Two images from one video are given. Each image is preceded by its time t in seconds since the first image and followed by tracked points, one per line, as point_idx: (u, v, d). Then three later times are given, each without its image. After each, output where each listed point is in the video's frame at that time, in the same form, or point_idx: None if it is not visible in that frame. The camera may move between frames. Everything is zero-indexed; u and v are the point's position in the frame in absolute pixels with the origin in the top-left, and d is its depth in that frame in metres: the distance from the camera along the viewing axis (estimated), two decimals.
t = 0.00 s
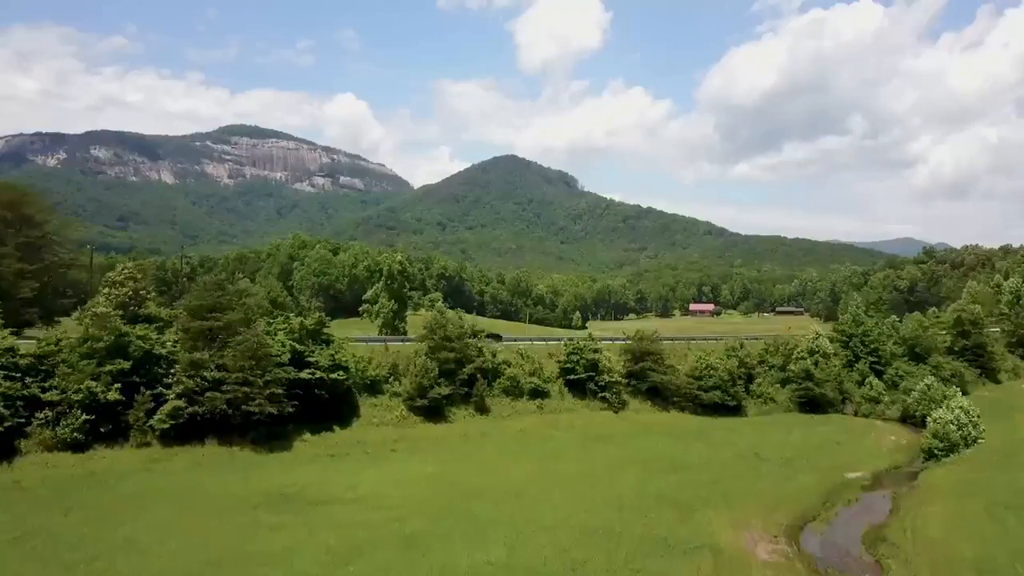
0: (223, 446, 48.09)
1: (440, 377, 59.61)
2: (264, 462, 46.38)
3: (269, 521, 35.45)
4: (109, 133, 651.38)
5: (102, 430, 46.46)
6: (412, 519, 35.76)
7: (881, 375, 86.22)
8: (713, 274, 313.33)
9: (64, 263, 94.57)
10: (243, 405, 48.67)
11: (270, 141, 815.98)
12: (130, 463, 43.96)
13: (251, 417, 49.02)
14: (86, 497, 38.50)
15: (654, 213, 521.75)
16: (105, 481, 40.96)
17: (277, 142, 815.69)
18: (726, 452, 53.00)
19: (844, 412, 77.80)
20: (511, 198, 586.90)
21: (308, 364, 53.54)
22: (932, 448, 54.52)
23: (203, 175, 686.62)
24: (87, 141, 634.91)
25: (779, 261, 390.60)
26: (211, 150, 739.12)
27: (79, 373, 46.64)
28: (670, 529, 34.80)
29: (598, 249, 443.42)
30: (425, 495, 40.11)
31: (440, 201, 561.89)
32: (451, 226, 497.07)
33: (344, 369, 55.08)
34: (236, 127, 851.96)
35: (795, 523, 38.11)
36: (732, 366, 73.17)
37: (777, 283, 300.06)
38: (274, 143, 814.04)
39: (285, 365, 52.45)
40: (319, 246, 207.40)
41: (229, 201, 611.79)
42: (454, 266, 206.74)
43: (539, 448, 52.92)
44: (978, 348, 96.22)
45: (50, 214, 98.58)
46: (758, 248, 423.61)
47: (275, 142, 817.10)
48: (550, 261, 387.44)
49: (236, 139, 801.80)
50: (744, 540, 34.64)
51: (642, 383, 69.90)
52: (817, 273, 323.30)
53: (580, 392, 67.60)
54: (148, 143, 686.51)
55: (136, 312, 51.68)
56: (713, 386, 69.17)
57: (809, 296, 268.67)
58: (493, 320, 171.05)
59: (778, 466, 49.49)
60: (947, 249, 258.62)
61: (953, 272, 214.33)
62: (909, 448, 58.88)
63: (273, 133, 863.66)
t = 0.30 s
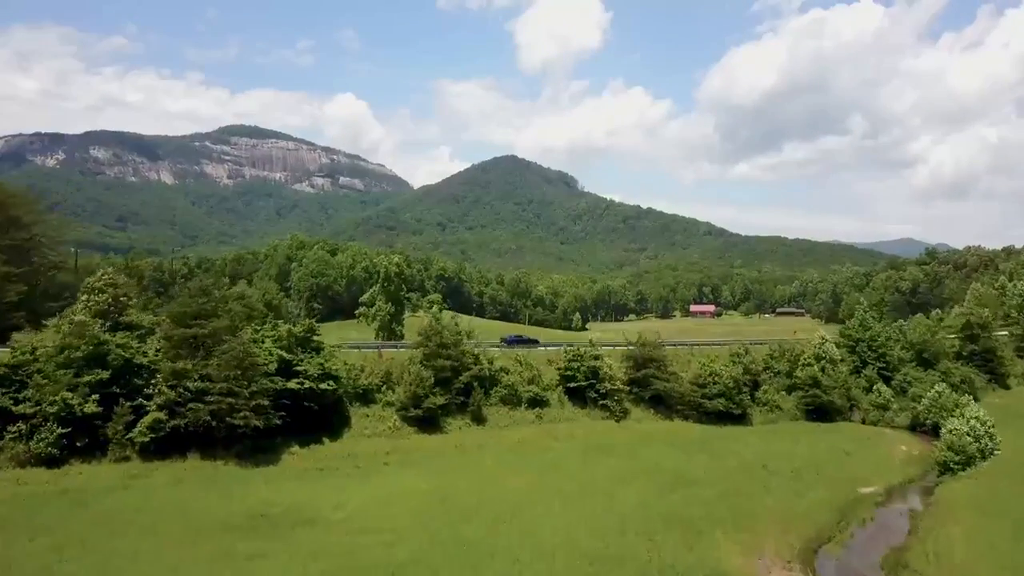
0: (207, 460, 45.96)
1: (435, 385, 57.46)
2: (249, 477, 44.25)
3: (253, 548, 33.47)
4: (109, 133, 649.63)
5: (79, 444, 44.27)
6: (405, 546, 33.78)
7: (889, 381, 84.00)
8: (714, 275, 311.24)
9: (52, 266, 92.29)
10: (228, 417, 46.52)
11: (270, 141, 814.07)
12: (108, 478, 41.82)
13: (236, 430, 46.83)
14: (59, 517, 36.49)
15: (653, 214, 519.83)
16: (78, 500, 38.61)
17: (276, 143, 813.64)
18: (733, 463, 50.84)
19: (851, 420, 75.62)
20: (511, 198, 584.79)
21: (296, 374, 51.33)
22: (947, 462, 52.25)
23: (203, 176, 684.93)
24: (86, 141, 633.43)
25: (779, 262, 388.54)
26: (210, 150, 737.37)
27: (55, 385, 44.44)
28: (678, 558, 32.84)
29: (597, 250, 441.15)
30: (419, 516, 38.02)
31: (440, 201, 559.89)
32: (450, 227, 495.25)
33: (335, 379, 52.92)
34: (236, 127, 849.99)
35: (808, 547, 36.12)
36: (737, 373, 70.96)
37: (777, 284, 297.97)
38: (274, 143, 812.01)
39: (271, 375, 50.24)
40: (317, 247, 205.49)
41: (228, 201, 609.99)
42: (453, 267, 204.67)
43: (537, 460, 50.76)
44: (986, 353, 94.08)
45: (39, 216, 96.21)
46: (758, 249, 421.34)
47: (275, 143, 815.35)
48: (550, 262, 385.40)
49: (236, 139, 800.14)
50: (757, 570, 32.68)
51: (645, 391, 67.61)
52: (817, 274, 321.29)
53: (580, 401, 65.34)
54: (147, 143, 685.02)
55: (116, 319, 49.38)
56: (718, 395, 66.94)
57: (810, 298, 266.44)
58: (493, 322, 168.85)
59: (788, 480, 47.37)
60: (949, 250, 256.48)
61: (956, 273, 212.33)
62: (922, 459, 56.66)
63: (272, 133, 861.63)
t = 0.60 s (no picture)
0: (185, 478, 43.50)
1: (428, 396, 54.95)
2: (229, 496, 41.72)
3: None
4: (108, 133, 647.93)
5: (49, 462, 41.75)
6: None
7: (898, 389, 81.50)
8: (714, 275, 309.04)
9: (38, 269, 89.63)
10: (208, 432, 44.04)
11: (269, 142, 812.15)
12: (77, 498, 39.26)
13: (216, 446, 44.33)
14: (22, 544, 33.97)
15: (653, 214, 517.53)
16: (42, 523, 35.99)
17: (275, 143, 811.11)
18: (740, 479, 48.38)
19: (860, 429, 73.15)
20: (510, 199, 582.55)
21: (282, 386, 48.80)
22: (966, 478, 49.73)
23: (202, 176, 683.00)
24: (84, 142, 631.37)
25: (780, 263, 386.30)
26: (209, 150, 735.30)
27: (23, 399, 41.91)
28: None
29: (597, 251, 439.13)
30: (407, 544, 35.51)
31: (439, 201, 557.75)
32: (450, 227, 493.21)
33: (322, 390, 50.43)
34: (235, 127, 847.58)
35: None
36: (743, 381, 68.47)
37: (778, 285, 295.75)
38: (272, 143, 809.48)
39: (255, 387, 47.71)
40: (314, 248, 203.28)
41: (227, 201, 607.90)
42: (452, 268, 202.32)
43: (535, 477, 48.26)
44: (997, 359, 91.56)
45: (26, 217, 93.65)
46: (758, 250, 419.06)
47: (274, 143, 813.49)
48: (550, 263, 383.37)
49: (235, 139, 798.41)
50: None
51: (647, 400, 65.11)
52: (818, 275, 318.99)
53: (580, 411, 62.87)
54: (146, 143, 683.29)
55: (91, 328, 46.78)
56: (723, 404, 64.50)
57: (811, 299, 264.11)
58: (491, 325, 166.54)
59: (799, 498, 44.90)
60: (951, 251, 254.10)
61: (960, 275, 209.99)
62: (937, 474, 54.24)
63: (271, 133, 859.18)
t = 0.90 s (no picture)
0: (163, 494, 41.31)
1: (421, 406, 52.73)
2: (209, 514, 39.45)
3: None
4: (106, 133, 645.92)
5: (18, 479, 39.46)
6: None
7: (906, 396, 79.37)
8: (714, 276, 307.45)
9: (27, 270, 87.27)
10: (187, 447, 41.73)
11: (268, 141, 810.02)
12: (46, 518, 36.91)
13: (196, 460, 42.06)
14: None
15: (652, 215, 515.51)
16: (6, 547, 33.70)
17: (274, 143, 808.89)
18: (748, 495, 46.24)
19: (868, 438, 71.03)
20: (509, 199, 580.83)
21: (266, 396, 46.47)
22: (983, 493, 47.69)
23: (200, 176, 681.43)
24: (82, 142, 629.42)
25: (779, 263, 384.59)
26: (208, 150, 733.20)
27: None
28: None
29: (596, 251, 437.34)
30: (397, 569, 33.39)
31: (438, 202, 555.94)
32: (448, 227, 491.40)
33: (310, 401, 48.10)
34: (233, 127, 845.36)
35: None
36: (748, 389, 66.28)
37: (777, 285, 293.81)
38: (271, 143, 807.27)
39: (238, 398, 45.35)
40: (312, 248, 201.41)
41: (226, 201, 606.10)
42: (451, 269, 200.13)
43: (533, 491, 46.10)
44: (1006, 364, 89.46)
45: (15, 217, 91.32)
46: (757, 250, 417.30)
47: (273, 143, 811.43)
48: (549, 263, 381.53)
49: (234, 139, 796.30)
50: None
51: (649, 408, 62.92)
52: (818, 275, 317.11)
53: (580, 420, 60.68)
54: (145, 143, 681.48)
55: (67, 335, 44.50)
56: (727, 413, 62.39)
57: (810, 300, 262.18)
58: (490, 326, 164.61)
59: (811, 517, 42.80)
60: (952, 252, 252.19)
61: (961, 276, 208.06)
62: (952, 487, 52.19)
63: (269, 132, 856.84)
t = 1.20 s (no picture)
0: (137, 515, 38.80)
1: (413, 418, 50.21)
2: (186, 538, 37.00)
3: None
4: (105, 133, 644.01)
5: None
6: None
7: (916, 403, 76.76)
8: (714, 277, 304.72)
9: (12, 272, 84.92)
10: (163, 464, 39.26)
11: (267, 142, 807.63)
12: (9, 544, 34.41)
13: (171, 479, 39.53)
14: None
15: (652, 215, 512.88)
16: None
17: (272, 143, 806.30)
18: (758, 517, 43.90)
19: (878, 448, 68.49)
20: (508, 199, 578.40)
21: (248, 409, 43.95)
22: (1006, 513, 45.28)
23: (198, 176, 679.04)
24: (80, 141, 627.05)
25: (779, 264, 382.21)
26: (207, 150, 730.89)
27: None
28: None
29: (595, 252, 434.95)
30: None
31: (437, 202, 553.39)
32: (447, 227, 489.01)
33: (295, 414, 45.58)
34: (232, 127, 842.97)
35: None
36: (754, 398, 63.64)
37: (778, 286, 291.16)
38: (270, 143, 804.77)
39: (219, 412, 42.83)
40: (310, 249, 198.99)
41: (224, 202, 603.85)
42: (449, 270, 197.59)
43: (531, 511, 43.68)
44: (1016, 369, 86.99)
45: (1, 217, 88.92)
46: (757, 251, 414.71)
47: (272, 143, 809.14)
48: (548, 264, 379.45)
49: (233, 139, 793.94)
50: None
51: (652, 418, 60.38)
52: (819, 277, 314.73)
53: (580, 431, 58.16)
54: (144, 143, 679.62)
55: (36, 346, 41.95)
56: (733, 423, 59.92)
57: (811, 301, 259.58)
58: (489, 328, 161.92)
59: (825, 540, 40.44)
60: (954, 253, 249.28)
61: (964, 277, 205.16)
62: (970, 505, 49.85)
63: (268, 132, 854.07)
